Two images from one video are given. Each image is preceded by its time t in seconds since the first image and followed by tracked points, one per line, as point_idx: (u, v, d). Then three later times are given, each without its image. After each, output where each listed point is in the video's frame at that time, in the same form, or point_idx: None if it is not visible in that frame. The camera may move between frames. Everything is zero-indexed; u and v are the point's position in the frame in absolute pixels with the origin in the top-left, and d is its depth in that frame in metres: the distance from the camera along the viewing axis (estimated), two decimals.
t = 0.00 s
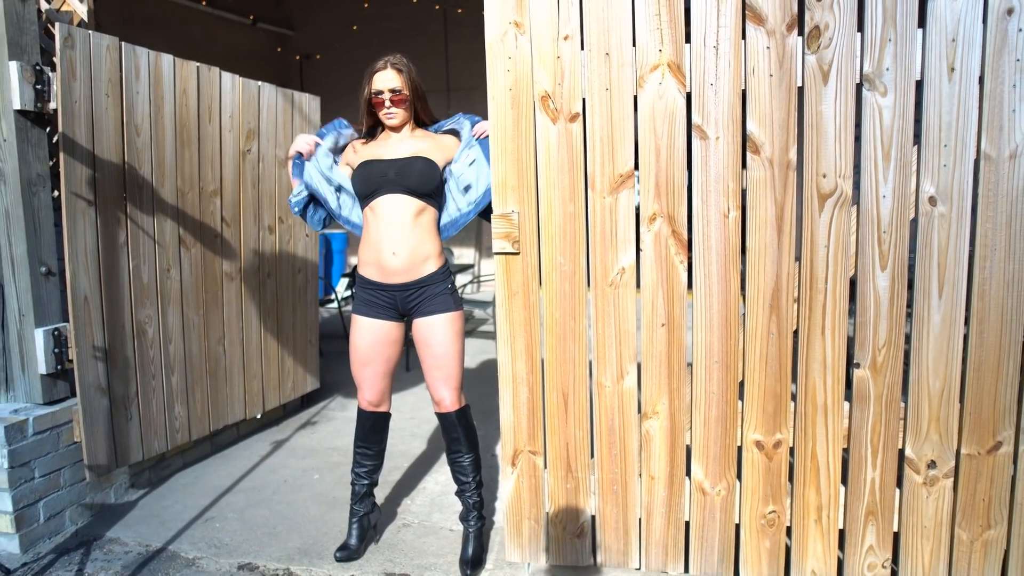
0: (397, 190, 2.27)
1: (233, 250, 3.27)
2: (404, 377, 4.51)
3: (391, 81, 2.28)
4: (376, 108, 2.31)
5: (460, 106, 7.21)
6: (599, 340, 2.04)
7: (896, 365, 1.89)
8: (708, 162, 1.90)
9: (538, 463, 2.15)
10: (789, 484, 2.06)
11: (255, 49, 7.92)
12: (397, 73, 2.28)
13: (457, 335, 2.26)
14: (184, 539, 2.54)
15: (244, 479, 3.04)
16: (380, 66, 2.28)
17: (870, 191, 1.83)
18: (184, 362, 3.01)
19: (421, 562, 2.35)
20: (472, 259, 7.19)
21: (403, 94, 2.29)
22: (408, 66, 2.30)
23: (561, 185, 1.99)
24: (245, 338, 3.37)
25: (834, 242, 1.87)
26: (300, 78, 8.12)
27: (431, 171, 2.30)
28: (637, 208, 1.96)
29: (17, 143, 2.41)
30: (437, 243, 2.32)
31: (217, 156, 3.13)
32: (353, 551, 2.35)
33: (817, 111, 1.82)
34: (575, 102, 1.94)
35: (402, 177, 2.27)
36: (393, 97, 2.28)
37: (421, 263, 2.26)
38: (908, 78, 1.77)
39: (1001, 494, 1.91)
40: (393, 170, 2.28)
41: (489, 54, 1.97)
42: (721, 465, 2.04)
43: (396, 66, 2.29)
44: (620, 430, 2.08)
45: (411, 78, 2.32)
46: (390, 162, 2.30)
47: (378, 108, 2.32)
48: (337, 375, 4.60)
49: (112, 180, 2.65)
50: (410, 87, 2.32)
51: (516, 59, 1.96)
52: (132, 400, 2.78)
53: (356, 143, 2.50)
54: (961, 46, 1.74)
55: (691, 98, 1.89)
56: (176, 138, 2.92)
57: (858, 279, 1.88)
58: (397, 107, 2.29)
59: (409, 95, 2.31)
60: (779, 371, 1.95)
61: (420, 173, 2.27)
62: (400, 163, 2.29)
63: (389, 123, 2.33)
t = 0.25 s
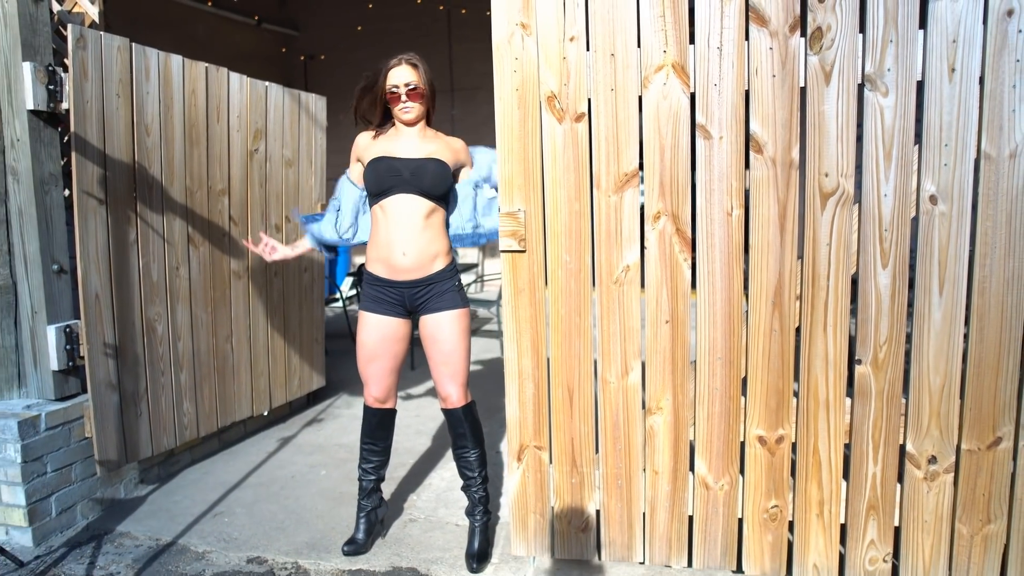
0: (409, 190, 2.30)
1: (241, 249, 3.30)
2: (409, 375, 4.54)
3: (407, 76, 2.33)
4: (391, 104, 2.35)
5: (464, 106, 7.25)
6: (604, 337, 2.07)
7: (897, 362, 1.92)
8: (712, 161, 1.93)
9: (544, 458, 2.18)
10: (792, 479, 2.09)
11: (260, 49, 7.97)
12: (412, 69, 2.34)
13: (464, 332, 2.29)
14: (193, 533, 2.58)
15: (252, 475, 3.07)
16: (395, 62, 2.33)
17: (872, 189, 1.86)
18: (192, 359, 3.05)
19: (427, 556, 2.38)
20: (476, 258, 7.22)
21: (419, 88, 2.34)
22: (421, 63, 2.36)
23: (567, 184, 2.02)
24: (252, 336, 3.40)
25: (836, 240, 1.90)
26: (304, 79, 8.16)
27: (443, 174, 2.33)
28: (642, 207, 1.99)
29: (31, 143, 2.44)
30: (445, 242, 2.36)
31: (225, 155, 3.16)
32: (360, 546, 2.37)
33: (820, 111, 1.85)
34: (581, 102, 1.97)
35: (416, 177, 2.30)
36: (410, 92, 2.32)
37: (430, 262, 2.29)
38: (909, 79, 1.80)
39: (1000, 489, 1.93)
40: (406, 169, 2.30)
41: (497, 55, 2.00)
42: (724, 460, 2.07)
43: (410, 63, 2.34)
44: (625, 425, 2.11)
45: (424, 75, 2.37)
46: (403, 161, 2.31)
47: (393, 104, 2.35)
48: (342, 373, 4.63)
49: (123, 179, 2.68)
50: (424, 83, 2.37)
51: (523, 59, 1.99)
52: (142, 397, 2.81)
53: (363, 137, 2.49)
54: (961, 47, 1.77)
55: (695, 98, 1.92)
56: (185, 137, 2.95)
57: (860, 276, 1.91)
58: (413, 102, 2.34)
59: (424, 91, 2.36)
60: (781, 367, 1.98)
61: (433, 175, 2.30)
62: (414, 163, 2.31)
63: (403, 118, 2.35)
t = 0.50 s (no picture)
0: (416, 197, 2.34)
1: (249, 248, 3.34)
2: (414, 374, 4.58)
3: (414, 79, 2.34)
4: (400, 107, 2.35)
5: (469, 107, 7.28)
6: (608, 334, 2.11)
7: (897, 358, 1.95)
8: (714, 161, 1.96)
9: (548, 453, 2.21)
10: (793, 474, 2.12)
11: (266, 50, 8.02)
12: (417, 72, 2.36)
13: (471, 328, 2.33)
14: (203, 528, 2.61)
15: (259, 471, 3.11)
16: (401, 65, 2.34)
17: (872, 189, 1.89)
18: (201, 357, 3.09)
19: (433, 551, 2.41)
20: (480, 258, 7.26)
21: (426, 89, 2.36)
22: (424, 64, 2.39)
23: (572, 184, 2.05)
24: (260, 334, 3.45)
25: (837, 239, 1.93)
26: (310, 79, 8.21)
27: (447, 176, 2.34)
28: (645, 206, 2.03)
29: (44, 143, 2.49)
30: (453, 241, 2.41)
31: (233, 155, 3.20)
32: (367, 540, 2.41)
33: (821, 111, 1.88)
34: (585, 103, 2.01)
35: (421, 184, 2.33)
36: (421, 95, 2.35)
37: (440, 258, 2.34)
38: (909, 80, 1.83)
39: (999, 484, 1.96)
40: (412, 178, 2.33)
41: (503, 57, 2.04)
42: (726, 455, 2.10)
43: (414, 64, 2.36)
44: (628, 422, 2.14)
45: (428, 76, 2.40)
46: (407, 171, 2.34)
47: (399, 106, 2.36)
48: (348, 371, 4.67)
49: (133, 179, 2.72)
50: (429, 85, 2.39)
51: (528, 61, 2.02)
52: (152, 393, 2.85)
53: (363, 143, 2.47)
54: (960, 48, 1.80)
55: (698, 99, 1.95)
56: (194, 138, 2.99)
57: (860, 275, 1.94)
58: (422, 104, 2.36)
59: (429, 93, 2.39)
60: (783, 364, 2.01)
61: (437, 180, 2.32)
62: (418, 171, 2.33)
63: (412, 121, 2.36)
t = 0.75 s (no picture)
0: (418, 198, 2.36)
1: (251, 248, 3.36)
2: (416, 374, 4.60)
3: (416, 83, 2.35)
4: (402, 110, 2.36)
5: (471, 107, 7.31)
6: (607, 335, 2.12)
7: (894, 359, 1.96)
8: (713, 162, 1.98)
9: (548, 453, 2.23)
10: (792, 474, 2.14)
11: (269, 51, 8.05)
12: (418, 75, 2.36)
13: (472, 328, 2.34)
14: (205, 527, 2.63)
15: (262, 471, 3.13)
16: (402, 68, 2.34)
17: (870, 191, 1.90)
18: (204, 357, 3.10)
19: (434, 549, 2.43)
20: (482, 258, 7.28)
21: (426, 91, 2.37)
22: (422, 66, 2.39)
23: (572, 185, 2.07)
24: (262, 334, 3.46)
25: (835, 240, 1.94)
26: (312, 80, 8.23)
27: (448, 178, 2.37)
28: (644, 208, 2.04)
29: (48, 145, 2.51)
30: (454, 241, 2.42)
31: (236, 156, 3.22)
32: (368, 539, 2.43)
33: (819, 113, 1.89)
34: (585, 105, 2.02)
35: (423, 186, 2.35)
36: (422, 98, 2.36)
37: (442, 258, 2.36)
38: (906, 82, 1.84)
39: (996, 483, 1.97)
40: (412, 180, 2.35)
41: (504, 59, 2.05)
42: (725, 455, 2.11)
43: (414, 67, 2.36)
44: (628, 421, 2.16)
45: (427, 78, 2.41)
46: (407, 172, 2.35)
47: (400, 109, 2.36)
48: (350, 371, 4.69)
49: (137, 180, 2.74)
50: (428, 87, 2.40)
51: (529, 63, 2.03)
52: (155, 393, 2.87)
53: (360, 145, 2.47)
54: (957, 51, 1.81)
55: (697, 101, 1.96)
56: (197, 139, 3.01)
57: (858, 275, 1.96)
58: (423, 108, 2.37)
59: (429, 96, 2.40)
60: (781, 364, 2.03)
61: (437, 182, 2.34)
62: (418, 173, 2.35)
63: (412, 124, 2.37)
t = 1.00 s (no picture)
0: (417, 197, 2.35)
1: (251, 247, 3.37)
2: (416, 373, 4.60)
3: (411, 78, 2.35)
4: (398, 107, 2.35)
5: (473, 106, 7.31)
6: (605, 334, 2.12)
7: (893, 358, 1.95)
8: (711, 161, 1.97)
9: (546, 452, 2.22)
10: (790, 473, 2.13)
11: (271, 50, 8.06)
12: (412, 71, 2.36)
13: (473, 327, 2.34)
14: (204, 526, 2.63)
15: (261, 469, 3.13)
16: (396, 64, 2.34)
17: (868, 189, 1.90)
18: (204, 356, 3.11)
19: (433, 548, 2.43)
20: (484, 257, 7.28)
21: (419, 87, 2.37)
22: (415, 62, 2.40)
23: (570, 183, 2.06)
24: (262, 333, 3.47)
25: (834, 238, 1.94)
26: (314, 79, 8.25)
27: (445, 174, 2.36)
28: (642, 207, 2.04)
29: (48, 144, 2.51)
30: (455, 239, 2.42)
31: (236, 155, 3.22)
32: (367, 538, 2.43)
33: (817, 112, 1.89)
34: (583, 104, 2.02)
35: (419, 183, 2.33)
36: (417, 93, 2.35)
37: (443, 257, 2.36)
38: (905, 80, 1.83)
39: (995, 483, 1.96)
40: (409, 180, 2.33)
41: (501, 57, 2.05)
42: (724, 454, 2.11)
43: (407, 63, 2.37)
44: (626, 420, 2.15)
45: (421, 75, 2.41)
46: (403, 172, 2.34)
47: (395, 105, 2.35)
48: (351, 370, 4.69)
49: (136, 179, 2.75)
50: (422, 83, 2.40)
51: (526, 62, 2.03)
52: (155, 392, 2.87)
53: (354, 148, 2.48)
54: (956, 49, 1.81)
55: (695, 99, 1.96)
56: (197, 138, 3.01)
57: (856, 274, 1.95)
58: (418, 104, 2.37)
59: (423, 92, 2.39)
60: (780, 363, 2.02)
61: (434, 177, 2.34)
62: (414, 172, 2.34)
63: (409, 118, 2.37)
